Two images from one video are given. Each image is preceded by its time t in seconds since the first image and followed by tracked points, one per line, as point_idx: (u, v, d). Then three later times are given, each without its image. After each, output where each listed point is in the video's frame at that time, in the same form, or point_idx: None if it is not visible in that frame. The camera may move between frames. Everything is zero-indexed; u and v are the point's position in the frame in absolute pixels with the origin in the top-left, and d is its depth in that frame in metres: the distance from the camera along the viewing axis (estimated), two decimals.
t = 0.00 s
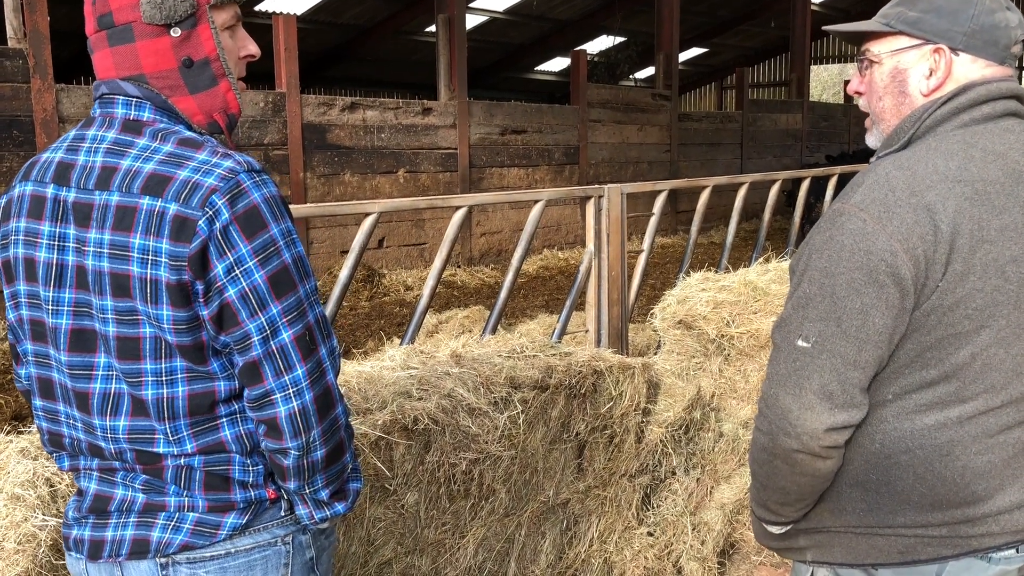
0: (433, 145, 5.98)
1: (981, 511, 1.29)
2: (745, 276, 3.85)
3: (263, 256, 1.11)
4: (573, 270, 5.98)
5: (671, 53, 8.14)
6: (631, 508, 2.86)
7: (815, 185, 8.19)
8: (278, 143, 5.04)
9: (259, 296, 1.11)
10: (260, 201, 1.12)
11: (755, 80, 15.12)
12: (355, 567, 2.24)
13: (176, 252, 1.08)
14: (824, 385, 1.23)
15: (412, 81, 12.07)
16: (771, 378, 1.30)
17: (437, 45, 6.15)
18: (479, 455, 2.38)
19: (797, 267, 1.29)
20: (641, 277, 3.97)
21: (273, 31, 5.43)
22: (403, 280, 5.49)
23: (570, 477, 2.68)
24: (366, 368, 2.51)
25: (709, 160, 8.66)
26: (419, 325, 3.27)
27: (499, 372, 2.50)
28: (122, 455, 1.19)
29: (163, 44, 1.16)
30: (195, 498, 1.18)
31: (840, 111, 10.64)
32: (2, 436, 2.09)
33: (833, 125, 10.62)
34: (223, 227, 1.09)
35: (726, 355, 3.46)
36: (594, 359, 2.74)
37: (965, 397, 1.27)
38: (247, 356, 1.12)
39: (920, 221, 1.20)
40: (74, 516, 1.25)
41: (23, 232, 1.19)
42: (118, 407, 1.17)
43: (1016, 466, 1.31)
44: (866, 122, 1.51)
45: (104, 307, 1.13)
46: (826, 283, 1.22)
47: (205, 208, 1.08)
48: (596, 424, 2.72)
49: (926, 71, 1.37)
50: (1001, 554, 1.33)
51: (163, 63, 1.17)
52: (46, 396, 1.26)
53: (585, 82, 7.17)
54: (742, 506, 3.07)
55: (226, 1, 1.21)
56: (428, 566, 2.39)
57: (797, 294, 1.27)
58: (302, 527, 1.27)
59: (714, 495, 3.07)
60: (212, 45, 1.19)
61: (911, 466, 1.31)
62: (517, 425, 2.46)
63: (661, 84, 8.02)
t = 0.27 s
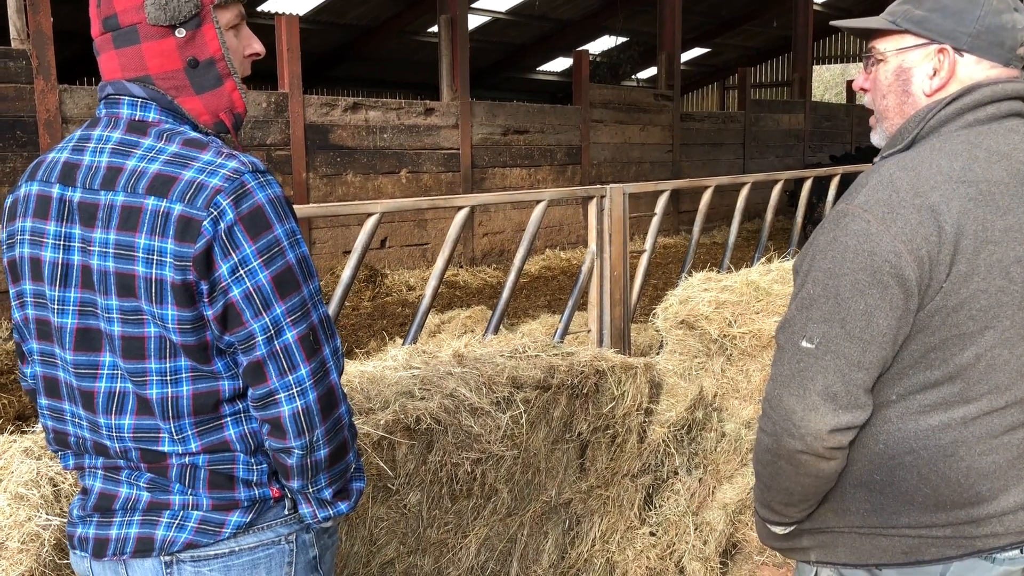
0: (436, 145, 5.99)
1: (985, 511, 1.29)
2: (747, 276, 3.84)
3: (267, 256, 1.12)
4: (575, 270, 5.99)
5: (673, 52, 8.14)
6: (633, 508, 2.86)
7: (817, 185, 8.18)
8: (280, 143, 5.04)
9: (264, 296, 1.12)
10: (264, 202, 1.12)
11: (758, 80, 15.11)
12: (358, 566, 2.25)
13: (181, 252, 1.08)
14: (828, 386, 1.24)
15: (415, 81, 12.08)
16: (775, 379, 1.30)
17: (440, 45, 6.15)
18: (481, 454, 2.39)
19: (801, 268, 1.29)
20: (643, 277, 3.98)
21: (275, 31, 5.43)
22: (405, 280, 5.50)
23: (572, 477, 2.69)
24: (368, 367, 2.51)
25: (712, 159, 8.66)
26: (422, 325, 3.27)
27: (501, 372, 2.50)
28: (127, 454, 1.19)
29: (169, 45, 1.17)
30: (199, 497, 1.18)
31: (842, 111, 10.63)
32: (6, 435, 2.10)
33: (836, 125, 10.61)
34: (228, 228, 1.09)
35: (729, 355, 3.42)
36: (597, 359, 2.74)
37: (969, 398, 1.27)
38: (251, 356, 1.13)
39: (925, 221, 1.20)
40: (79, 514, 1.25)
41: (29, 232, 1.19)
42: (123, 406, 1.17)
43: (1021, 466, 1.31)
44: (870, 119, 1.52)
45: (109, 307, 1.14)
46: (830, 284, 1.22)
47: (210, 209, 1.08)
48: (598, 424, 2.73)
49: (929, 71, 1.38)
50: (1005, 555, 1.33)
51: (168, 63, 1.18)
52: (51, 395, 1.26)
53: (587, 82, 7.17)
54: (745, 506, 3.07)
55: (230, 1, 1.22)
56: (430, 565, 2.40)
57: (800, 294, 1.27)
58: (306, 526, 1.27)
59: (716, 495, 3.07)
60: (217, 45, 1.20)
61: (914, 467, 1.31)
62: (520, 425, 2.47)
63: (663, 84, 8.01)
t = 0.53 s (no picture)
0: (437, 146, 6.00)
1: (988, 513, 1.29)
2: (749, 276, 3.85)
3: (271, 257, 1.12)
4: (577, 271, 5.99)
5: (675, 53, 8.14)
6: (636, 508, 2.86)
7: (819, 185, 8.18)
8: (283, 145, 5.05)
9: (268, 296, 1.12)
10: (268, 203, 1.13)
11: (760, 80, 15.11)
12: (361, 567, 2.25)
13: (186, 254, 1.09)
14: (830, 386, 1.24)
15: (417, 82, 12.09)
16: (777, 379, 1.30)
17: (442, 46, 6.16)
18: (484, 455, 2.39)
19: (803, 267, 1.29)
20: (645, 278, 3.98)
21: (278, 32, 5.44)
22: (408, 281, 5.51)
23: (575, 477, 2.69)
24: (371, 368, 2.52)
25: (714, 160, 8.66)
26: (424, 326, 3.28)
27: (504, 372, 2.51)
28: (133, 454, 1.20)
29: (175, 48, 1.17)
30: (205, 496, 1.19)
31: (844, 111, 10.62)
32: (9, 436, 2.10)
33: (838, 125, 10.60)
34: (232, 229, 1.09)
35: (731, 355, 3.44)
36: (599, 359, 2.75)
37: (972, 399, 1.27)
38: (255, 356, 1.13)
39: (927, 222, 1.20)
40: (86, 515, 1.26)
41: (35, 233, 1.20)
42: (129, 406, 1.18)
43: None
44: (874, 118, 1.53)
45: (115, 308, 1.14)
46: (833, 284, 1.23)
47: (214, 210, 1.09)
48: (600, 424, 2.73)
49: (933, 71, 1.38)
50: (1008, 556, 1.32)
51: (175, 66, 1.18)
52: (58, 396, 1.27)
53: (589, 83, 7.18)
54: (748, 506, 3.06)
55: (235, 4, 1.23)
56: (433, 566, 2.40)
57: (803, 294, 1.28)
58: (311, 526, 1.27)
59: (719, 495, 3.07)
60: (224, 47, 1.21)
61: (917, 467, 1.31)
62: (522, 426, 2.47)
63: (665, 85, 8.01)
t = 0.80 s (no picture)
0: (440, 147, 6.00)
1: (992, 513, 1.29)
2: (752, 276, 3.84)
3: (275, 257, 1.12)
4: (580, 272, 5.99)
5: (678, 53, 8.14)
6: (639, 509, 2.86)
7: (822, 185, 8.17)
8: (286, 146, 5.05)
9: (272, 296, 1.12)
10: (272, 203, 1.13)
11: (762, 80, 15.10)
12: (364, 567, 2.25)
13: (190, 254, 1.09)
14: (833, 384, 1.24)
15: (420, 83, 12.10)
16: (781, 378, 1.31)
17: (444, 47, 6.16)
18: (487, 455, 2.39)
19: (806, 267, 1.30)
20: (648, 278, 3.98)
21: (280, 34, 5.44)
22: (411, 282, 5.51)
23: (578, 477, 2.69)
24: (375, 369, 2.52)
25: (717, 160, 8.65)
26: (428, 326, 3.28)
27: (507, 373, 2.51)
28: (139, 454, 1.20)
29: (180, 48, 1.18)
30: (211, 496, 1.19)
31: (847, 111, 10.61)
32: (14, 437, 2.11)
33: (841, 125, 10.59)
34: (236, 229, 1.10)
35: (734, 355, 3.45)
36: (602, 359, 2.75)
37: (976, 398, 1.27)
38: (260, 357, 1.14)
39: (930, 221, 1.20)
40: (92, 514, 1.26)
41: (41, 234, 1.20)
42: (135, 406, 1.18)
43: None
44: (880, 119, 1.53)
45: (120, 308, 1.15)
46: (836, 284, 1.23)
47: (218, 210, 1.09)
48: (604, 424, 2.73)
49: (936, 70, 1.38)
50: (1013, 558, 1.31)
51: (179, 67, 1.19)
52: (64, 396, 1.27)
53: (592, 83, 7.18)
54: (751, 506, 3.07)
55: (241, 6, 1.24)
56: (436, 566, 2.40)
57: (806, 293, 1.28)
58: (316, 526, 1.28)
59: (722, 495, 3.08)
60: (228, 49, 1.21)
61: (921, 467, 1.31)
62: (526, 426, 2.47)
63: (668, 85, 8.01)
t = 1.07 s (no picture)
0: (443, 146, 6.00)
1: (996, 514, 1.29)
2: (755, 276, 3.84)
3: (279, 257, 1.12)
4: (582, 271, 5.99)
5: (681, 52, 8.13)
6: (641, 508, 2.85)
7: (825, 184, 8.15)
8: (288, 145, 5.06)
9: (276, 296, 1.12)
10: (276, 203, 1.13)
11: (765, 79, 15.07)
12: (366, 566, 2.25)
13: (194, 254, 1.09)
14: (835, 385, 1.24)
15: (422, 82, 12.10)
16: (784, 379, 1.30)
17: (447, 45, 6.15)
18: (489, 454, 2.39)
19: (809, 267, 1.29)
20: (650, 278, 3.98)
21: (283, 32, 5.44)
22: (413, 281, 5.51)
23: (580, 477, 2.69)
24: (377, 368, 2.52)
25: (719, 159, 8.64)
26: (429, 325, 3.29)
27: (509, 372, 2.51)
28: (143, 454, 1.20)
29: (184, 48, 1.18)
30: (214, 495, 1.19)
31: (851, 110, 10.59)
32: (17, 435, 2.11)
33: (844, 124, 10.57)
34: (240, 229, 1.10)
35: (737, 355, 3.45)
36: (604, 359, 2.75)
37: (980, 399, 1.27)
38: (264, 356, 1.14)
39: (932, 221, 1.19)
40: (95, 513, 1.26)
41: (45, 233, 1.20)
42: (139, 405, 1.18)
43: None
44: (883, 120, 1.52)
45: (124, 307, 1.15)
46: (838, 284, 1.23)
47: (222, 210, 1.09)
48: (606, 424, 2.73)
49: (938, 71, 1.38)
50: (1016, 559, 1.31)
51: (183, 66, 1.19)
52: (67, 395, 1.27)
53: (594, 82, 7.17)
54: (754, 506, 3.05)
55: (245, 6, 1.23)
56: (438, 565, 2.40)
57: (809, 294, 1.27)
58: (318, 525, 1.28)
59: (724, 495, 3.07)
60: (232, 49, 1.21)
61: (924, 468, 1.31)
62: (527, 425, 2.47)
63: (671, 84, 8.00)
